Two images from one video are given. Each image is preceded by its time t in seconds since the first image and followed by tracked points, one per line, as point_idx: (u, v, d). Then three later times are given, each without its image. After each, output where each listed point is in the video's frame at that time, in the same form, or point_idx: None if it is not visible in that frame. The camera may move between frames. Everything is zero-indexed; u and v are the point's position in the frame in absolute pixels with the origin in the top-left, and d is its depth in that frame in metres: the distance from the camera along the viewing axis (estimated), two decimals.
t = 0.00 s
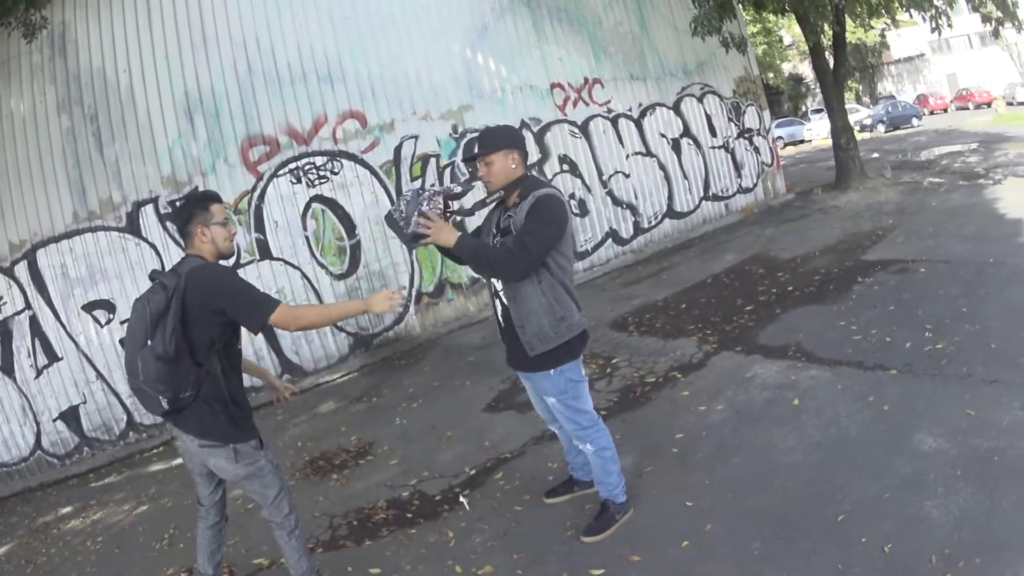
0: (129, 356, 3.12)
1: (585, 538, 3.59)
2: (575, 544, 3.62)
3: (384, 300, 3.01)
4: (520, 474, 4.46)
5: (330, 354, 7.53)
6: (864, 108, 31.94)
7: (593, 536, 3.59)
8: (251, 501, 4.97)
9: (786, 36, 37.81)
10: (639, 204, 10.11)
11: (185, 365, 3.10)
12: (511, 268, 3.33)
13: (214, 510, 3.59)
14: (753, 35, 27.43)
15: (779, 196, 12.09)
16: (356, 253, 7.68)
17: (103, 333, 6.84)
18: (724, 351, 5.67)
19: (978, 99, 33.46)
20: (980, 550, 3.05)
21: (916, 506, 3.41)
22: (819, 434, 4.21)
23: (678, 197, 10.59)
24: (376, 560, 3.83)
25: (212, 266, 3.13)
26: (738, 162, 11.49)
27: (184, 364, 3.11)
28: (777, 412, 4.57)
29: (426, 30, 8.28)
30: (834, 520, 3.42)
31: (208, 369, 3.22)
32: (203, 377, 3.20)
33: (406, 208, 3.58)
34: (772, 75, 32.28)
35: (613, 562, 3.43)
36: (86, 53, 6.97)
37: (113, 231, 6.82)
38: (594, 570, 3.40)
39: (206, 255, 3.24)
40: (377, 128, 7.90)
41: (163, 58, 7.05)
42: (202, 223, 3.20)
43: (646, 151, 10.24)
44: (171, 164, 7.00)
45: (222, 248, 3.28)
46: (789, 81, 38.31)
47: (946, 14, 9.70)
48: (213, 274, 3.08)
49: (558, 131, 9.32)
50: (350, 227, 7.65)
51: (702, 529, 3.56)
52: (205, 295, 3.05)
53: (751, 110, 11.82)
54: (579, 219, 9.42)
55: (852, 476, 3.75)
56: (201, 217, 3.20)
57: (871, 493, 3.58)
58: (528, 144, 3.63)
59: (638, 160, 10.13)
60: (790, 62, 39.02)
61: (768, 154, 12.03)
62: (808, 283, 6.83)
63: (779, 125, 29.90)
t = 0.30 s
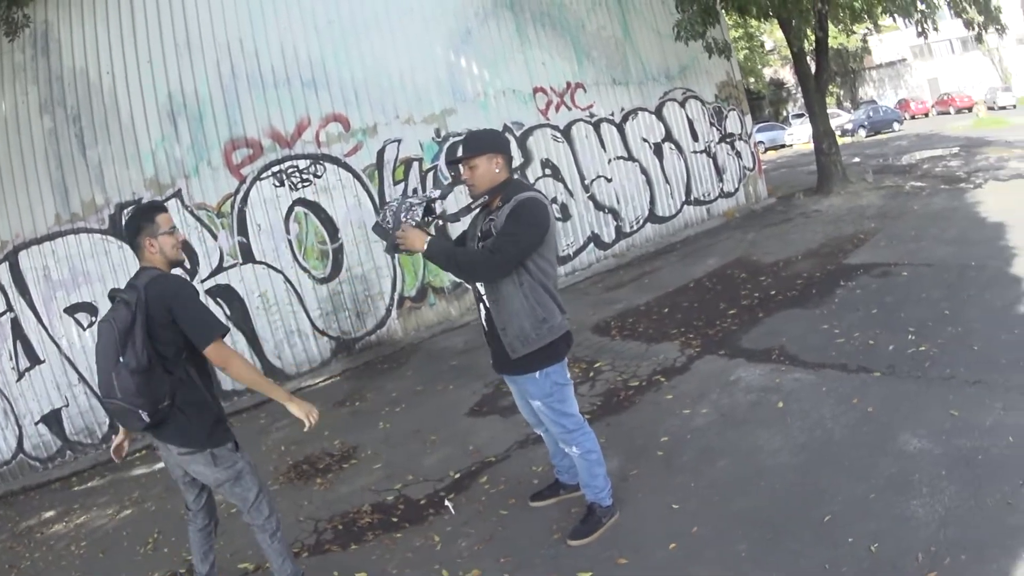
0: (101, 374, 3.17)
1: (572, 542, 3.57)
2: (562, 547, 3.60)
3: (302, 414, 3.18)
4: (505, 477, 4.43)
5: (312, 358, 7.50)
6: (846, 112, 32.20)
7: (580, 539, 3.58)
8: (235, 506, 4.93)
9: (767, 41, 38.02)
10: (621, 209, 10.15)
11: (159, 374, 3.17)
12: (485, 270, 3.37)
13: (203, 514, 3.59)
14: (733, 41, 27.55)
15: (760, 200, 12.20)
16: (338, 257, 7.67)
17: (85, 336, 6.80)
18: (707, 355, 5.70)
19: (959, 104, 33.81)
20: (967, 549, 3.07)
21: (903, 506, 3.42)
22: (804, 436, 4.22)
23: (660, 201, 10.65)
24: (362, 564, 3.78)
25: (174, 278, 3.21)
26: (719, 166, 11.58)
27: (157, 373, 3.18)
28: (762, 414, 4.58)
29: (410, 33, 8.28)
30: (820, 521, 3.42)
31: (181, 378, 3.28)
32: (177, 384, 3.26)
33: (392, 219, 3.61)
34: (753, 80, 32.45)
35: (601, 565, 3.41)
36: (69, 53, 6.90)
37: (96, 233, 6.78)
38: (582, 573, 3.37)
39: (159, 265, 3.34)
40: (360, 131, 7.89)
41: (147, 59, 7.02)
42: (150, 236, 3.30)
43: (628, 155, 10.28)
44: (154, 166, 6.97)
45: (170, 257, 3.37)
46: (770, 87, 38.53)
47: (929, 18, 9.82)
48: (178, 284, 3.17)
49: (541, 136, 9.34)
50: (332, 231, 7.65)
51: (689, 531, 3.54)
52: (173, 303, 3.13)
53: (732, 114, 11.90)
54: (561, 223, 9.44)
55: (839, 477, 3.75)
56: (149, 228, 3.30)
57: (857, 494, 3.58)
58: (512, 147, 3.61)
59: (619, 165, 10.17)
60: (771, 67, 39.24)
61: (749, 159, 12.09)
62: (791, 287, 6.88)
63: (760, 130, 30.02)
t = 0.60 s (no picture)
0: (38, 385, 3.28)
1: (556, 546, 3.54)
2: (546, 551, 3.56)
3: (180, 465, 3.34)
4: (489, 481, 4.41)
5: (296, 358, 7.50)
6: (831, 127, 32.52)
7: (564, 543, 3.54)
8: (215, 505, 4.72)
9: (755, 53, 38.34)
10: (607, 216, 10.22)
11: (79, 390, 3.22)
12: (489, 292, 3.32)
13: (163, 523, 3.61)
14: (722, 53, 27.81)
15: (744, 211, 12.34)
16: (324, 257, 7.69)
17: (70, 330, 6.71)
18: (691, 363, 5.74)
19: (945, 120, 34.27)
20: (949, 558, 3.08)
21: (886, 515, 3.42)
22: (787, 444, 4.22)
23: (645, 210, 10.74)
24: (345, 565, 3.73)
25: (95, 296, 3.22)
26: (704, 176, 11.72)
27: (79, 388, 3.22)
28: (745, 422, 4.59)
29: (402, 36, 8.31)
30: (804, 528, 3.41)
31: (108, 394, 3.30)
32: (101, 402, 3.28)
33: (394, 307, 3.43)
34: (741, 92, 32.79)
35: (585, 569, 3.38)
36: (62, 44, 6.82)
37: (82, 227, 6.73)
38: None
39: (100, 283, 3.35)
40: (350, 132, 7.92)
41: (139, 54, 7.01)
42: (91, 252, 3.32)
43: (615, 163, 10.36)
44: (142, 161, 6.93)
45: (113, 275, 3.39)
46: (758, 99, 38.90)
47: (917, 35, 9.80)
48: (96, 305, 3.18)
49: (529, 141, 9.39)
50: (319, 231, 7.67)
51: (673, 536, 3.52)
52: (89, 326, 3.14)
53: (719, 125, 12.07)
54: (548, 229, 9.48)
55: (823, 485, 3.75)
56: (91, 246, 3.31)
57: (840, 502, 3.58)
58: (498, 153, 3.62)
59: (606, 172, 10.24)
60: (759, 79, 39.57)
61: (734, 170, 12.31)
62: (775, 298, 6.93)
63: (747, 142, 30.22)
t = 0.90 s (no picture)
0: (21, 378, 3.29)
1: (560, 546, 3.54)
2: (551, 550, 3.56)
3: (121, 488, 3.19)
4: (493, 480, 4.41)
5: (300, 356, 7.50)
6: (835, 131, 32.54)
7: (569, 543, 3.54)
8: (220, 501, 4.73)
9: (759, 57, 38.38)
10: (611, 218, 10.21)
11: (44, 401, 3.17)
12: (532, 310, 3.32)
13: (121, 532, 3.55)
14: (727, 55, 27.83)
15: (749, 215, 12.33)
16: (329, 256, 7.68)
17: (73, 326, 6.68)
18: (696, 365, 5.74)
19: (950, 126, 34.27)
20: (952, 560, 3.07)
21: (889, 517, 3.42)
22: (792, 446, 4.22)
23: (650, 211, 10.74)
24: (348, 563, 3.72)
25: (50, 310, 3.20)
26: (710, 179, 11.72)
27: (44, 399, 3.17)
28: (750, 424, 4.58)
29: (409, 36, 8.32)
30: (808, 530, 3.41)
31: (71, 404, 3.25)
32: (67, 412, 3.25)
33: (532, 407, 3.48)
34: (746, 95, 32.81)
35: (590, 569, 3.37)
36: (70, 42, 6.86)
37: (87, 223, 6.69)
38: None
39: (64, 286, 3.34)
40: (356, 131, 7.93)
41: (145, 50, 7.00)
42: (59, 257, 3.30)
43: (620, 165, 10.36)
44: (147, 157, 6.93)
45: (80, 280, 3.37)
46: (762, 103, 38.92)
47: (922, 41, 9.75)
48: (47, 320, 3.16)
49: (535, 142, 9.39)
50: (324, 229, 7.67)
51: (676, 537, 3.52)
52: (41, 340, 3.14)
53: (725, 128, 12.10)
54: (553, 230, 9.48)
55: (827, 487, 3.75)
56: (59, 250, 3.30)
57: (845, 505, 3.57)
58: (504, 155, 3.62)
59: (612, 173, 10.24)
60: (763, 82, 39.59)
61: (740, 173, 12.31)
62: (780, 301, 6.93)
63: (750, 144, 30.20)
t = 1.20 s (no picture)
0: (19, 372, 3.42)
1: (551, 545, 3.54)
2: (542, 550, 3.56)
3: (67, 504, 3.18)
4: (484, 480, 4.41)
5: (290, 356, 7.50)
6: (827, 131, 32.65)
7: (560, 542, 3.55)
8: (211, 501, 4.73)
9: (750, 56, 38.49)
10: (601, 217, 10.23)
11: None
12: (541, 305, 3.32)
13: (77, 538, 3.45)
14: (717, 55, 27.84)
15: (739, 214, 12.37)
16: (319, 255, 7.68)
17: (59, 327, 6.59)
18: (687, 364, 5.75)
19: (941, 126, 34.41)
20: (945, 559, 3.08)
21: (882, 517, 3.43)
22: (783, 445, 4.23)
23: (640, 211, 10.77)
24: (340, 563, 3.72)
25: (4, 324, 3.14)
26: (700, 178, 11.75)
27: None
28: (741, 423, 4.59)
29: (399, 35, 8.32)
30: (799, 529, 3.42)
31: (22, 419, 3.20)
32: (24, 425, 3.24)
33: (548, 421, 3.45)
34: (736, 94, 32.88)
35: (581, 568, 3.38)
36: (62, 41, 6.82)
37: (77, 222, 6.65)
38: None
39: (27, 295, 3.21)
40: (346, 130, 7.91)
41: (136, 50, 6.99)
42: (22, 265, 3.18)
43: (610, 164, 10.38)
44: (138, 157, 6.91)
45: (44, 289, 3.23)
46: (752, 103, 39.00)
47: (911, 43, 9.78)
48: None
49: (525, 141, 9.39)
50: (314, 229, 7.67)
51: (668, 536, 3.53)
52: None
53: (715, 128, 12.08)
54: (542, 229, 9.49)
55: (818, 487, 3.75)
56: (22, 257, 3.18)
57: (837, 503, 3.58)
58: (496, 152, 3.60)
59: (602, 173, 10.26)
60: (753, 82, 39.68)
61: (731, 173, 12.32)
62: (771, 300, 6.94)
63: (741, 145, 30.28)
